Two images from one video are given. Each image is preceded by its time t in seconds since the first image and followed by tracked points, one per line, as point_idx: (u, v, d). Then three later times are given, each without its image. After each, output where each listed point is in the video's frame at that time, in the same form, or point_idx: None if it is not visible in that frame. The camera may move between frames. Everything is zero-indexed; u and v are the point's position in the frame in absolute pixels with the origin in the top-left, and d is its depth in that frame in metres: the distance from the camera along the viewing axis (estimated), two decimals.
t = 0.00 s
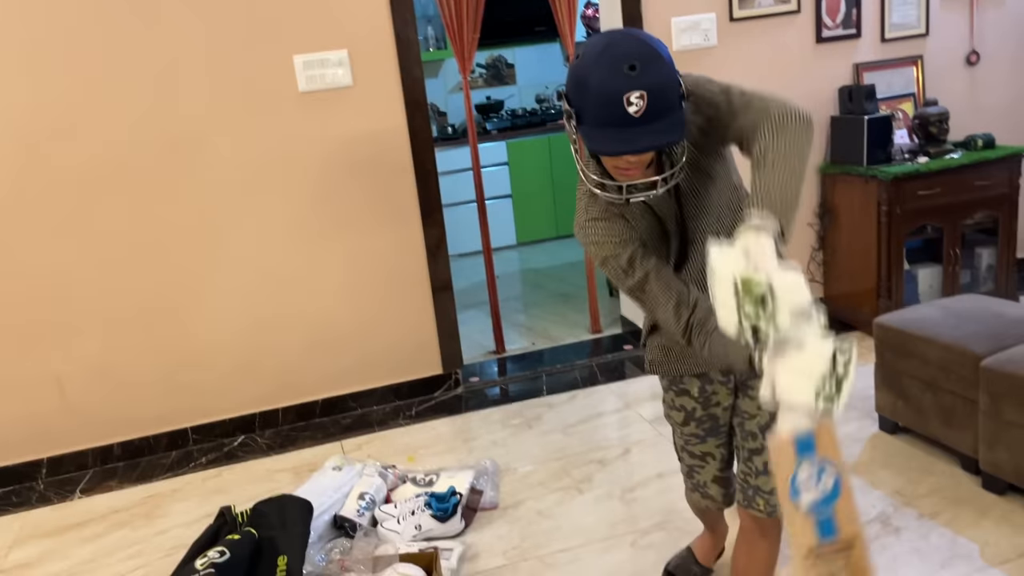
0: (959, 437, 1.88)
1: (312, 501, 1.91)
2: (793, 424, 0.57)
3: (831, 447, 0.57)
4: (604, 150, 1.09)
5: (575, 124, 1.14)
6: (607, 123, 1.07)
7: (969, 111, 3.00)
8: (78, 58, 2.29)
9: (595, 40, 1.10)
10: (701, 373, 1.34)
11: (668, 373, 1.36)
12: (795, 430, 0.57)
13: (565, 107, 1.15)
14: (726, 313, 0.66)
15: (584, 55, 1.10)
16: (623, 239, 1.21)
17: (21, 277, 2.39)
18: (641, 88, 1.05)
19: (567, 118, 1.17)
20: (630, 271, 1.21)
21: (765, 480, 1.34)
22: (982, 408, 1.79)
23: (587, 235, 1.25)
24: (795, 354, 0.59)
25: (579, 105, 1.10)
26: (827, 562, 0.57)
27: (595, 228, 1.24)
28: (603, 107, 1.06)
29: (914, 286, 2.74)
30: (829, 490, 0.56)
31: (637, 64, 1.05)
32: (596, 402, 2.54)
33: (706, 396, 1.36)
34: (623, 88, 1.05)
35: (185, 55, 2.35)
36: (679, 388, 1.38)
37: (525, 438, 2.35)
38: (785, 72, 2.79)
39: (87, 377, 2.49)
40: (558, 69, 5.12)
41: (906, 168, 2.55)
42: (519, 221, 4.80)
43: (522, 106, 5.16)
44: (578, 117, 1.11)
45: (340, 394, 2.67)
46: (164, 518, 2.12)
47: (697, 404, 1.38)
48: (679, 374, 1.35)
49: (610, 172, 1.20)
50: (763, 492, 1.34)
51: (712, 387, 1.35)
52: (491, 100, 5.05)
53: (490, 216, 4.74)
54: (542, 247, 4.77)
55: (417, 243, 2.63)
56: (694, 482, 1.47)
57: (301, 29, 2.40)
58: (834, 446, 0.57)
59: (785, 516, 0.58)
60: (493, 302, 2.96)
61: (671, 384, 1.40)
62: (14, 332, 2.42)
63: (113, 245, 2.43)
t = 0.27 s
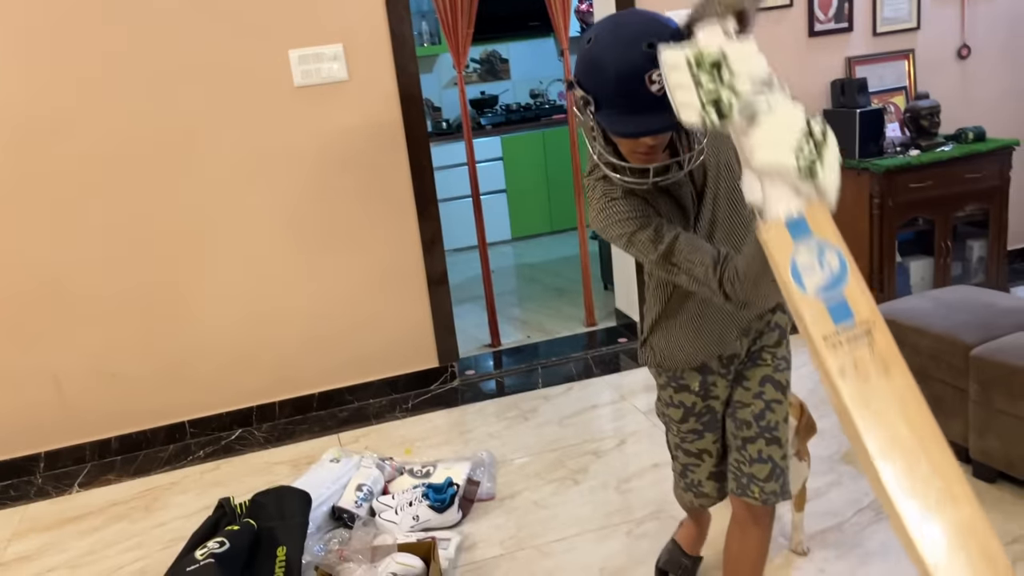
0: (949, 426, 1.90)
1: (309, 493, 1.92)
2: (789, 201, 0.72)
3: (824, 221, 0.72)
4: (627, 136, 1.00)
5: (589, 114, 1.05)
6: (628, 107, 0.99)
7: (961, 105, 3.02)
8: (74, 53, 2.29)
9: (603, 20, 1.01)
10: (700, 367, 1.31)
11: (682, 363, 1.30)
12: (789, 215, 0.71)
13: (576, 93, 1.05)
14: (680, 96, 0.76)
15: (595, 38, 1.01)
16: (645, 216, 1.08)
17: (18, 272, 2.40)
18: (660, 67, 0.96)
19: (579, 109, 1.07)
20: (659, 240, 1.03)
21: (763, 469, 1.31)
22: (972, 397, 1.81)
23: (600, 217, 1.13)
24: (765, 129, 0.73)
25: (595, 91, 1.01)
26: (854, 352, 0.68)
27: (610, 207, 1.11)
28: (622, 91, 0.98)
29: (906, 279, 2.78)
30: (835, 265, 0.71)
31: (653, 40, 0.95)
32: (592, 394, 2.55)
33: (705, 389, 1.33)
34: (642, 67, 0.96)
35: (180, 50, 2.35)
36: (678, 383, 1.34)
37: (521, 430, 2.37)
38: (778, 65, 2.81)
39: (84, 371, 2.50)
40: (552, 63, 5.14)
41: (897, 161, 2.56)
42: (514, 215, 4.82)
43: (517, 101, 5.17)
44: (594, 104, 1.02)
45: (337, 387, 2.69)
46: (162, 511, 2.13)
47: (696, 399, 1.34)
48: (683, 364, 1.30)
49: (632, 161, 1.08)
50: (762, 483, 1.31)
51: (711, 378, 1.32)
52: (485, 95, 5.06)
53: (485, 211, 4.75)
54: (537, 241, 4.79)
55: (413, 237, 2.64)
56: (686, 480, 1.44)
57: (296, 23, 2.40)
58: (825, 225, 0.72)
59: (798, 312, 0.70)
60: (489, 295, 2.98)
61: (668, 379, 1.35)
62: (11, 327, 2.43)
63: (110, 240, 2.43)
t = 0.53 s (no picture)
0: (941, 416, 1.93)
1: (310, 485, 1.94)
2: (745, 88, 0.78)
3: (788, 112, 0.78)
4: (651, 106, 0.94)
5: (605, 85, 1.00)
6: (651, 75, 0.94)
7: (952, 100, 3.05)
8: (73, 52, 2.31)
9: None
10: (694, 350, 1.25)
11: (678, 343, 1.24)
12: (752, 107, 0.77)
13: (591, 66, 1.00)
14: None
15: (608, 9, 0.96)
16: (650, 178, 1.00)
17: (18, 269, 2.41)
18: (681, 31, 0.91)
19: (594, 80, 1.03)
20: (665, 202, 0.95)
21: (768, 455, 1.26)
22: (963, 388, 1.84)
23: (602, 184, 1.02)
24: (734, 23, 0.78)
25: (614, 61, 0.96)
26: (817, 249, 0.73)
27: (615, 173, 1.01)
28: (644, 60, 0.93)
29: (898, 273, 2.82)
30: (796, 156, 0.76)
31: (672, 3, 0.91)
32: (588, 388, 2.58)
33: (698, 374, 1.26)
34: (663, 32, 0.91)
35: (178, 48, 2.37)
36: (670, 368, 1.28)
37: (519, 423, 2.39)
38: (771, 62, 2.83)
39: (84, 367, 2.51)
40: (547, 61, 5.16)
41: (889, 156, 2.59)
42: (510, 212, 4.84)
43: (512, 98, 5.18)
44: (612, 73, 0.97)
45: (336, 383, 2.71)
46: (164, 505, 2.15)
47: (688, 384, 1.27)
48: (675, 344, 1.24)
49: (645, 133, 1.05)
50: (767, 470, 1.26)
51: (706, 364, 1.25)
52: (480, 92, 5.08)
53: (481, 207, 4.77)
54: (532, 238, 4.81)
55: (411, 233, 2.66)
56: (671, 472, 1.38)
57: (294, 21, 2.42)
58: (788, 119, 0.78)
59: (763, 200, 0.75)
60: (486, 291, 3.00)
61: (659, 363, 1.29)
62: (12, 324, 2.44)
63: (109, 237, 2.45)
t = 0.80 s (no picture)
0: (934, 411, 1.96)
1: (312, 483, 1.96)
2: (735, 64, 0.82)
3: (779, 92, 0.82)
4: (657, 91, 0.97)
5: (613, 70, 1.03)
6: (659, 62, 0.96)
7: (945, 100, 3.08)
8: (74, 54, 2.33)
9: None
10: (674, 350, 1.26)
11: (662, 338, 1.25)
12: (746, 89, 0.81)
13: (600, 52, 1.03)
14: None
15: None
16: (645, 162, 1.00)
17: (20, 270, 2.43)
18: (689, 20, 0.94)
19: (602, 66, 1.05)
20: (660, 185, 0.94)
21: (777, 452, 1.22)
22: (956, 384, 1.87)
23: (597, 167, 1.02)
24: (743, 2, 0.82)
25: (622, 47, 0.99)
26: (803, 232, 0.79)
27: (611, 157, 1.01)
28: (652, 46, 0.95)
29: (892, 271, 2.85)
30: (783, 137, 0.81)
31: None
32: (586, 386, 2.61)
33: (678, 375, 1.27)
34: (671, 21, 0.94)
35: (178, 51, 2.39)
36: (649, 366, 1.28)
37: (517, 421, 2.41)
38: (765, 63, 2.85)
39: (86, 367, 2.53)
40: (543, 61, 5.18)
41: (882, 155, 2.62)
42: (507, 212, 4.86)
43: (509, 98, 5.20)
44: (620, 58, 0.99)
45: (335, 382, 2.73)
46: (166, 504, 2.17)
47: (666, 384, 1.28)
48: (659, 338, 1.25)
49: (648, 120, 1.06)
50: (775, 467, 1.22)
51: (686, 365, 1.26)
52: (477, 93, 5.10)
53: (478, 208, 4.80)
54: (529, 238, 4.84)
55: (409, 233, 2.68)
56: (644, 471, 1.39)
57: (293, 23, 2.44)
58: (779, 105, 0.82)
59: (748, 177, 0.80)
60: (484, 291, 3.02)
61: (640, 361, 1.30)
62: (14, 325, 2.46)
63: (110, 238, 2.47)
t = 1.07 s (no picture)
0: (928, 407, 1.99)
1: (315, 480, 1.99)
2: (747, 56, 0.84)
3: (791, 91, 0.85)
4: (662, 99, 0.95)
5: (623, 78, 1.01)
6: (666, 69, 0.94)
7: (938, 100, 3.11)
8: (77, 58, 2.35)
9: None
10: (680, 368, 1.25)
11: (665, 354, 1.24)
12: (760, 79, 0.83)
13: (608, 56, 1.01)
14: None
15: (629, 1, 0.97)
16: (647, 170, 1.00)
17: (24, 272, 2.45)
18: (701, 28, 0.92)
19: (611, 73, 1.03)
20: (664, 191, 0.94)
21: (763, 474, 1.24)
22: (949, 379, 1.89)
23: (599, 174, 1.02)
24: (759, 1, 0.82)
25: (631, 52, 0.97)
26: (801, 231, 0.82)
27: (614, 165, 1.01)
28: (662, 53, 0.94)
29: (887, 269, 2.88)
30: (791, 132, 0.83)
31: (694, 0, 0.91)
32: (585, 384, 2.63)
33: (686, 393, 1.27)
34: (683, 28, 0.92)
35: (180, 54, 2.41)
36: (658, 387, 1.27)
37: (517, 419, 2.44)
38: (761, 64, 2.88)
39: (89, 368, 2.56)
40: (541, 63, 5.21)
41: (877, 155, 2.65)
42: (505, 213, 4.89)
43: (507, 100, 5.23)
44: (630, 65, 0.98)
45: (336, 381, 2.75)
46: (170, 502, 2.19)
47: (676, 404, 1.27)
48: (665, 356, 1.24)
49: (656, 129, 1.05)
50: (762, 488, 1.24)
51: (693, 383, 1.26)
52: (475, 94, 5.12)
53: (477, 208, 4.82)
54: (528, 238, 4.86)
55: (409, 234, 2.71)
56: (659, 488, 1.38)
57: (294, 26, 2.47)
58: (789, 99, 0.84)
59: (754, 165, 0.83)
60: (484, 291, 3.04)
61: (647, 382, 1.29)
62: (18, 326, 2.49)
63: (113, 240, 2.49)
